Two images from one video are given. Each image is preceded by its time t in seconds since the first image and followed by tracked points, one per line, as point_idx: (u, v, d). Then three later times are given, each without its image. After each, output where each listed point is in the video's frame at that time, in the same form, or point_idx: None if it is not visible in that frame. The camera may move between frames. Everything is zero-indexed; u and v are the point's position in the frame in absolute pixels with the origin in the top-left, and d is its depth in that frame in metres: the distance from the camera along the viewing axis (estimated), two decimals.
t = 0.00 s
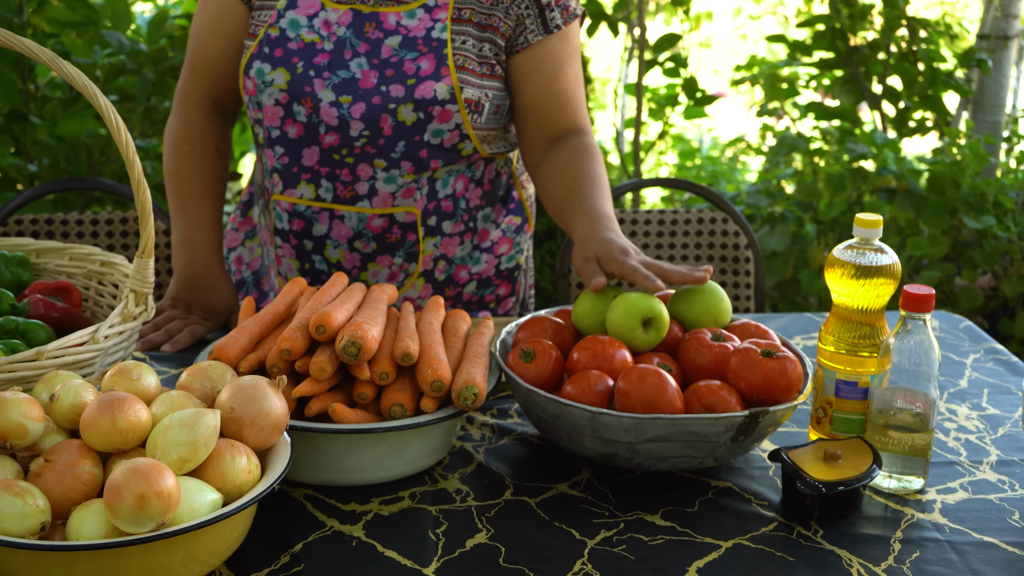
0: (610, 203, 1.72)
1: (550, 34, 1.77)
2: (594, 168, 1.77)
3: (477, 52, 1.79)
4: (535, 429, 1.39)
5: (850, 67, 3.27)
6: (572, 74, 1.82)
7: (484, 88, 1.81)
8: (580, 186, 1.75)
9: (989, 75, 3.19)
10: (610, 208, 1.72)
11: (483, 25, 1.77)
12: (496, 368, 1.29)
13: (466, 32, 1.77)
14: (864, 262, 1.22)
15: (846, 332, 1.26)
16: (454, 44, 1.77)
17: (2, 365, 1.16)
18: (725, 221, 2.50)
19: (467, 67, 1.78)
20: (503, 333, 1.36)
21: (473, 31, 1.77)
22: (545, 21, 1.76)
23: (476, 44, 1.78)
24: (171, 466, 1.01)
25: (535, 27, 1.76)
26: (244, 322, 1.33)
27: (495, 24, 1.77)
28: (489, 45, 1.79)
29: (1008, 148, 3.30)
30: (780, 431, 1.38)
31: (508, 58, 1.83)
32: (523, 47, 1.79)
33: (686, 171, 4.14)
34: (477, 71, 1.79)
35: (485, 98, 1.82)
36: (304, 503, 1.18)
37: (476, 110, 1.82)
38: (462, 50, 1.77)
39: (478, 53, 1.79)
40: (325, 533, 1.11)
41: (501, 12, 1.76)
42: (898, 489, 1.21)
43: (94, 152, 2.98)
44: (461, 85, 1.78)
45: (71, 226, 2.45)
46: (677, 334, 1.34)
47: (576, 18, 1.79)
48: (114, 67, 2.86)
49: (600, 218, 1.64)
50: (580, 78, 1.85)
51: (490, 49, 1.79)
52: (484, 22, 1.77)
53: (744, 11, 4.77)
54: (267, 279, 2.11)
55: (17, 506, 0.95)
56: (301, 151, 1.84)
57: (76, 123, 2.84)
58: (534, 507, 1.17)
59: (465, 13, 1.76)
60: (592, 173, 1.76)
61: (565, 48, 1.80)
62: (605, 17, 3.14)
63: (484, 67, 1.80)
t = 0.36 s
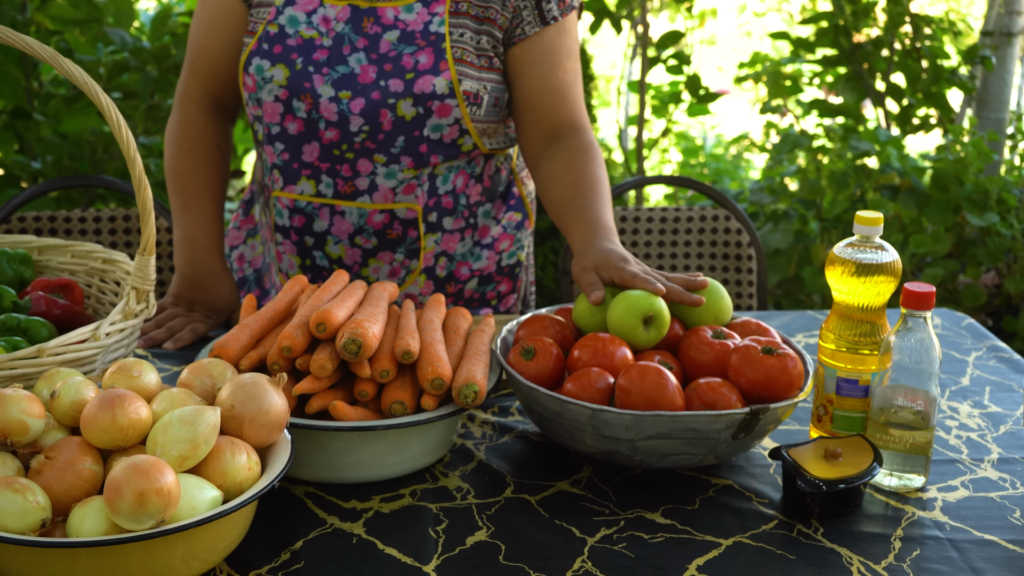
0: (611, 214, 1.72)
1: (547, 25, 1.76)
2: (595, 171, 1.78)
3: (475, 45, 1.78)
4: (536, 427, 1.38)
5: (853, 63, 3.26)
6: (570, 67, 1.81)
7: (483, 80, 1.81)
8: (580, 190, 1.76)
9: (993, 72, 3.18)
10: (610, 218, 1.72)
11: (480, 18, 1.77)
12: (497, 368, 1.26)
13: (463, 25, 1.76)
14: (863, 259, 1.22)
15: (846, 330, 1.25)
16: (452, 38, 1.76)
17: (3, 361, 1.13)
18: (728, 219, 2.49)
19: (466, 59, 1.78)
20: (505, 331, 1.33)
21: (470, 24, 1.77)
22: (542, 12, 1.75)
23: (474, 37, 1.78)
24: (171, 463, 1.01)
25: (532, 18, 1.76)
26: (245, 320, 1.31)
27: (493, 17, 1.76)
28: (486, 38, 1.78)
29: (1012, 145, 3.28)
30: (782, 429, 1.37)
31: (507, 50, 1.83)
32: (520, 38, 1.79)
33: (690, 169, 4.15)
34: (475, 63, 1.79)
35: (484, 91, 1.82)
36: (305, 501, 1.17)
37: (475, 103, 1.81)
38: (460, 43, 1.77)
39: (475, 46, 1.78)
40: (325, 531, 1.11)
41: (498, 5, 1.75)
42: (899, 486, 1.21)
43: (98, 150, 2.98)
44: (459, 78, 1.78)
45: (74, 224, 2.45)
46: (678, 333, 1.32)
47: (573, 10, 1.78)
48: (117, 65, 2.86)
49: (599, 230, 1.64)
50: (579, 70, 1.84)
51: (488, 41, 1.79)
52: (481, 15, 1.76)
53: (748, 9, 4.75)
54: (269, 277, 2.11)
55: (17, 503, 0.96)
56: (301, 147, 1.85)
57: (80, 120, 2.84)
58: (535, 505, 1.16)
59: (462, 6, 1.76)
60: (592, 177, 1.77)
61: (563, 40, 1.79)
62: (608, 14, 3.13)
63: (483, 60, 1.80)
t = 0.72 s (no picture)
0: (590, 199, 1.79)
1: (548, 19, 1.79)
2: (589, 158, 1.86)
3: (475, 38, 1.79)
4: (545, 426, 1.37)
5: (864, 62, 3.22)
6: (571, 57, 1.84)
7: (483, 72, 1.82)
8: (571, 175, 1.83)
9: (1004, 70, 3.16)
10: (590, 201, 1.80)
11: (480, 11, 1.78)
12: (506, 367, 1.25)
13: (463, 18, 1.77)
14: (872, 258, 1.22)
15: (856, 329, 1.25)
16: (453, 31, 1.77)
17: (13, 362, 1.12)
18: (738, 219, 2.49)
19: (466, 52, 1.79)
20: (514, 331, 1.31)
21: (470, 18, 1.78)
22: (543, 6, 1.77)
23: (474, 30, 1.79)
24: (180, 463, 1.02)
25: (534, 12, 1.78)
26: (254, 320, 1.30)
27: (493, 11, 1.78)
28: (486, 31, 1.80)
29: None
30: (791, 429, 1.37)
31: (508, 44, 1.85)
32: (523, 33, 1.81)
33: (700, 168, 4.15)
34: (475, 56, 1.80)
35: (484, 82, 1.83)
36: (315, 501, 1.17)
37: (477, 94, 1.82)
38: (461, 36, 1.77)
39: (475, 39, 1.80)
40: (334, 531, 1.12)
41: None
42: (909, 486, 1.20)
43: (109, 151, 3.00)
44: (461, 69, 1.79)
45: (86, 225, 2.46)
46: (687, 332, 1.29)
47: (573, 3, 1.80)
48: (128, 67, 2.87)
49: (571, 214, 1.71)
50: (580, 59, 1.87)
51: (488, 35, 1.81)
52: (481, 8, 1.78)
53: (759, 7, 4.72)
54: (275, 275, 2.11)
55: (28, 503, 0.97)
56: (306, 142, 1.85)
57: (91, 122, 2.86)
58: (544, 505, 1.16)
59: None
60: (585, 163, 1.84)
61: (563, 34, 1.82)
62: (618, 14, 3.12)
63: (481, 53, 1.81)
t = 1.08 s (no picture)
0: (544, 213, 1.86)
1: (559, 11, 1.82)
2: (569, 164, 1.91)
3: (491, 27, 1.82)
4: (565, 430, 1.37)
5: (884, 67, 3.23)
6: (577, 53, 1.88)
7: (501, 61, 1.85)
8: (542, 176, 1.89)
9: None
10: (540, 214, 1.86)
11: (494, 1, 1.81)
12: (528, 370, 1.24)
13: (478, 9, 1.80)
14: (893, 263, 1.21)
15: (878, 334, 1.25)
16: (469, 21, 1.80)
17: (37, 363, 1.11)
18: (757, 223, 2.49)
19: (484, 41, 1.82)
20: (534, 334, 1.31)
21: (485, 8, 1.81)
22: None
23: (489, 20, 1.82)
24: (204, 464, 1.03)
25: (546, 3, 1.81)
26: (276, 322, 1.30)
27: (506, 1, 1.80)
28: (501, 21, 1.83)
29: None
30: (812, 434, 1.36)
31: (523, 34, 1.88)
32: (536, 23, 1.83)
33: (719, 173, 4.15)
34: (492, 45, 1.83)
35: (503, 71, 1.86)
36: (337, 503, 1.18)
37: (495, 82, 1.86)
38: (477, 26, 1.81)
39: (491, 29, 1.83)
40: (356, 533, 1.12)
41: None
42: (931, 492, 1.20)
43: (131, 154, 3.01)
44: (480, 60, 1.82)
45: (107, 228, 2.48)
46: (708, 336, 1.29)
47: None
48: (150, 71, 2.89)
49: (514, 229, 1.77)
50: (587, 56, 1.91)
51: (503, 24, 1.83)
52: None
53: (778, 12, 4.70)
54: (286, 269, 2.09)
55: (53, 503, 0.98)
56: (324, 137, 1.87)
57: (113, 125, 2.87)
58: (564, 508, 1.16)
59: None
60: (562, 167, 1.90)
61: (570, 29, 1.85)
62: (638, 18, 3.12)
63: (498, 41, 1.84)
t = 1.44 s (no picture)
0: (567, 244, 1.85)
1: None
2: (580, 179, 1.90)
3: (508, 10, 1.82)
4: (599, 430, 1.37)
5: (918, 69, 3.20)
6: (581, 40, 1.85)
7: (517, 46, 1.86)
8: (558, 200, 1.88)
9: None
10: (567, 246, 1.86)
11: None
12: (562, 370, 1.23)
13: None
14: (933, 266, 1.20)
15: (915, 337, 1.24)
16: (486, 6, 1.80)
17: (77, 358, 1.12)
18: (791, 225, 2.47)
19: (500, 25, 1.82)
20: (569, 333, 1.30)
21: None
22: None
23: (506, 3, 1.81)
24: (242, 460, 1.03)
25: None
26: (312, 319, 1.30)
27: None
28: (518, 4, 1.82)
29: None
30: (847, 437, 1.36)
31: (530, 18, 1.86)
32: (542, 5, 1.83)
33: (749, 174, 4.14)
34: (508, 29, 1.83)
35: (519, 54, 1.87)
36: (372, 500, 1.18)
37: (512, 67, 1.87)
38: (494, 9, 1.81)
39: (507, 12, 1.82)
40: (391, 529, 1.12)
41: None
42: (968, 497, 1.19)
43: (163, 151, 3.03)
44: (500, 45, 1.83)
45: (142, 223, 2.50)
46: (743, 338, 1.28)
47: None
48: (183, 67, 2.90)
49: (539, 280, 1.76)
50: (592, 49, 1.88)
51: (519, 7, 1.82)
52: None
53: (808, 13, 4.66)
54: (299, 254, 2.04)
55: (93, 495, 0.98)
56: (347, 126, 1.87)
57: (146, 122, 2.89)
58: (599, 508, 1.16)
59: None
60: (575, 186, 1.89)
61: (576, 15, 1.85)
62: (670, 18, 3.10)
63: (515, 25, 1.84)
